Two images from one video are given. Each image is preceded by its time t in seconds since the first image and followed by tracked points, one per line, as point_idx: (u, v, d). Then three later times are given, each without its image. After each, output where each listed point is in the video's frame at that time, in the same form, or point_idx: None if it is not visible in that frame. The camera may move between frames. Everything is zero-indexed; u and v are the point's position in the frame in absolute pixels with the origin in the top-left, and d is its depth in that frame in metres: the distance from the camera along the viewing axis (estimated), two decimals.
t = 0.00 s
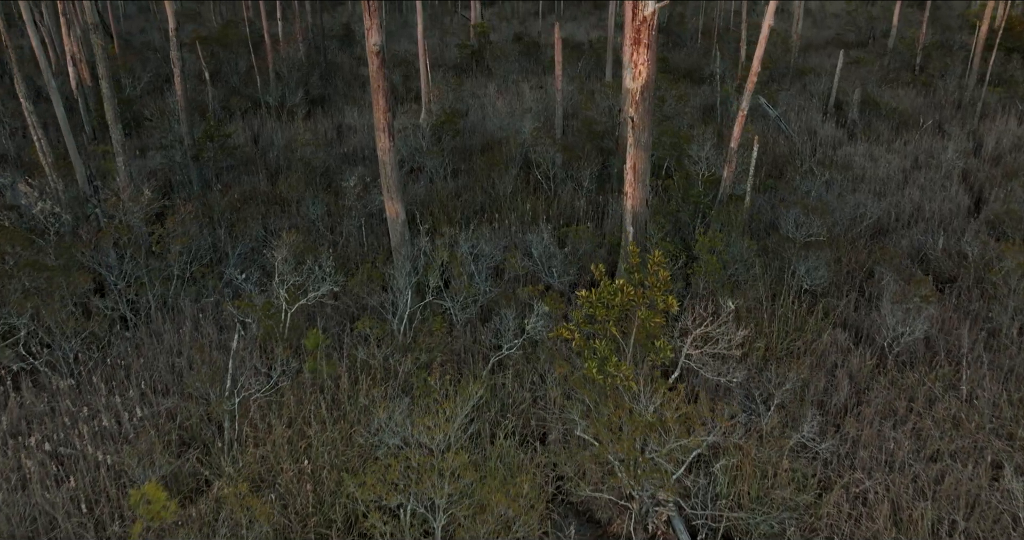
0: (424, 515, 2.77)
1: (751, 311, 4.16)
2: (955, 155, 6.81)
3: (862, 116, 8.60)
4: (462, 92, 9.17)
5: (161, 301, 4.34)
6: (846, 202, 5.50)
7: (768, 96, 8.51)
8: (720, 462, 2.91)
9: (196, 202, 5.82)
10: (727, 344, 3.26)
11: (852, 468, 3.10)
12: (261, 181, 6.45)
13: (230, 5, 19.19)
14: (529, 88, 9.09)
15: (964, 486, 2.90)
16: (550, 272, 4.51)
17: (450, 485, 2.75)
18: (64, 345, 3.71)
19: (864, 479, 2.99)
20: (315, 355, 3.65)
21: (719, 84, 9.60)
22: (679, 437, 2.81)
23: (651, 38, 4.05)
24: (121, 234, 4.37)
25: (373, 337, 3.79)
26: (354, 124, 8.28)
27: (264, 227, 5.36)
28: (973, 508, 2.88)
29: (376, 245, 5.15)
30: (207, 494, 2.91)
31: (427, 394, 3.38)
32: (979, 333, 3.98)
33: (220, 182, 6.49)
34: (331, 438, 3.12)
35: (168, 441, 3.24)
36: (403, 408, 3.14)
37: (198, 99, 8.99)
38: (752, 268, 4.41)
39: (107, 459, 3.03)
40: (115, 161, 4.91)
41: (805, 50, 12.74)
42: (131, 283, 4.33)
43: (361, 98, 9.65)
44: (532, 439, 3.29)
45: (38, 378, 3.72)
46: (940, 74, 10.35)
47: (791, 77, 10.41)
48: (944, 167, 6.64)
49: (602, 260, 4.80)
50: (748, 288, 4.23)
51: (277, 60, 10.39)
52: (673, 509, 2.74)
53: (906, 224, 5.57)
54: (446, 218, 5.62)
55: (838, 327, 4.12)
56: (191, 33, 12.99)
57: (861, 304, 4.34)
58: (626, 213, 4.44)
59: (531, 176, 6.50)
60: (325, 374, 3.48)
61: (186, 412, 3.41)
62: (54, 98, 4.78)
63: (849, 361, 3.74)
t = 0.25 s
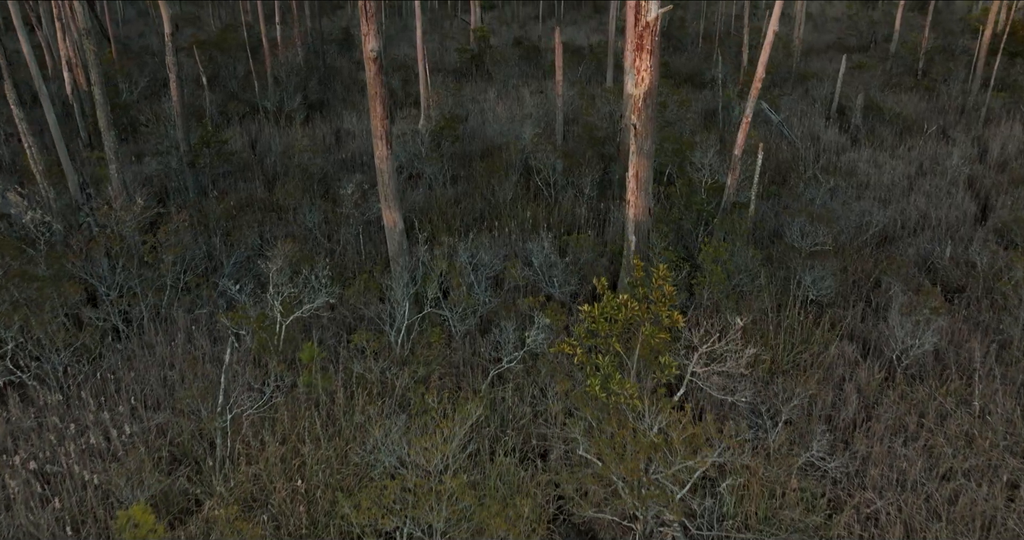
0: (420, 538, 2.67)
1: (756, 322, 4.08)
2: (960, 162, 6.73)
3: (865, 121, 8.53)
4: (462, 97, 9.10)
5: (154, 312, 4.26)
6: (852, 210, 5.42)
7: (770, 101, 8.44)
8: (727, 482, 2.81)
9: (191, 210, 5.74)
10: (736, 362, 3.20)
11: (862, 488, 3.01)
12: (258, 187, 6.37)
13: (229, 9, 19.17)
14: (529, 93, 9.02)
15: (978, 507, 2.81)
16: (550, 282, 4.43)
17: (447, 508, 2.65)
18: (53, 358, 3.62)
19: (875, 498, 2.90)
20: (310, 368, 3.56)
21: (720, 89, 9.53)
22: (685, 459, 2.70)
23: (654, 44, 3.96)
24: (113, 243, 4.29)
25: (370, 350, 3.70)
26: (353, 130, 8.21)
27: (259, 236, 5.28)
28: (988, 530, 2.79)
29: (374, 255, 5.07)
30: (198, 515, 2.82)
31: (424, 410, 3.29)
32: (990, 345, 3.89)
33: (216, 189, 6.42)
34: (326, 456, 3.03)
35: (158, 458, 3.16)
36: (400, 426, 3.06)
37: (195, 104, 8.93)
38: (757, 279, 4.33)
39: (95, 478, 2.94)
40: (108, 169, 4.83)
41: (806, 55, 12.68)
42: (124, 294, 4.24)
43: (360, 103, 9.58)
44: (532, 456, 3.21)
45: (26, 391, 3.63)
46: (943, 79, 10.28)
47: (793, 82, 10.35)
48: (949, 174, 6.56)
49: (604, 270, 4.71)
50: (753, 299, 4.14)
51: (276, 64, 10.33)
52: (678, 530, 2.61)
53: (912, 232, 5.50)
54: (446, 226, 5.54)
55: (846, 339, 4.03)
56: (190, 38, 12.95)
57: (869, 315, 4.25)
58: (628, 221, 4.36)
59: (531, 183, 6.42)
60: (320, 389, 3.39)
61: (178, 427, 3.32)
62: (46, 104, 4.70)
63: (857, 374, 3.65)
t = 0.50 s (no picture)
0: None
1: (762, 333, 3.99)
2: (966, 168, 6.65)
3: (868, 126, 8.45)
4: (461, 102, 9.03)
5: (146, 323, 4.15)
6: (857, 217, 5.34)
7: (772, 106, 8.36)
8: (733, 501, 2.71)
9: (186, 218, 5.65)
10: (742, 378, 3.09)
11: (873, 508, 2.92)
12: (254, 194, 6.29)
13: (228, 13, 19.12)
14: (529, 98, 8.95)
15: (995, 529, 2.72)
16: (551, 292, 4.35)
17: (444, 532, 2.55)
18: (41, 371, 3.51)
19: (887, 519, 2.81)
20: (305, 382, 3.47)
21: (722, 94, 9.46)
22: (691, 481, 2.61)
23: (657, 50, 3.88)
24: (104, 253, 4.19)
25: (366, 364, 3.61)
26: (351, 135, 8.14)
27: (255, 245, 5.19)
28: None
29: (372, 264, 4.99)
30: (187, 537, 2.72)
31: (421, 427, 3.20)
32: (1002, 358, 3.80)
33: (212, 195, 6.34)
34: (320, 475, 2.93)
35: (148, 476, 3.06)
36: (396, 445, 2.97)
37: (192, 109, 8.86)
38: (762, 289, 4.24)
39: (81, 499, 2.84)
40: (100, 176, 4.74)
41: (808, 59, 12.62)
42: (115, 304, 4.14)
43: (359, 108, 9.50)
44: (533, 474, 3.11)
45: (13, 406, 3.53)
46: (946, 84, 10.21)
47: (795, 86, 10.27)
48: (955, 180, 6.48)
49: (606, 279, 4.63)
50: (758, 310, 4.06)
51: (274, 69, 10.26)
52: None
53: (918, 240, 5.41)
54: (444, 234, 5.46)
55: (853, 351, 3.94)
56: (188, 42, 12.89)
57: (876, 326, 4.16)
58: (631, 231, 4.27)
59: (532, 189, 6.34)
60: (314, 404, 3.29)
61: (168, 444, 3.21)
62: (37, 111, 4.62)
63: (865, 388, 3.56)
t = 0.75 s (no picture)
0: None
1: (767, 345, 3.91)
2: (971, 174, 6.56)
3: (872, 131, 8.37)
4: (461, 107, 8.95)
5: (138, 334, 4.06)
6: (862, 225, 5.25)
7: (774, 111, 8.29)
8: (740, 525, 2.62)
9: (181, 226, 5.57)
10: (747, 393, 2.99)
11: (884, 529, 2.83)
12: (250, 201, 6.21)
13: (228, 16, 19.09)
14: (529, 103, 8.87)
15: None
16: (551, 303, 4.27)
17: None
18: (28, 386, 3.42)
19: None
20: (299, 397, 3.38)
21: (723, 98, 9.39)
22: (698, 505, 2.51)
23: (660, 55, 3.80)
24: (94, 263, 4.10)
25: (361, 379, 3.51)
26: (350, 140, 8.06)
27: (250, 253, 5.11)
28: None
29: (369, 273, 4.92)
30: None
31: (418, 445, 3.10)
32: (1014, 371, 3.70)
33: (208, 202, 6.25)
34: (313, 495, 2.84)
35: (136, 496, 2.97)
36: (391, 465, 2.87)
37: (189, 113, 8.79)
38: (767, 300, 4.16)
39: (65, 520, 2.75)
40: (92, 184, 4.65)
41: (809, 63, 12.56)
42: (106, 315, 4.05)
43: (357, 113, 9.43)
44: (533, 493, 3.02)
45: None
46: (949, 88, 10.14)
47: (797, 91, 10.20)
48: (960, 187, 6.39)
49: (607, 289, 4.54)
50: (763, 321, 3.97)
51: (272, 73, 10.19)
52: None
53: (924, 248, 5.33)
54: (443, 241, 5.38)
55: (861, 364, 3.85)
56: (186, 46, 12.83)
57: (883, 337, 4.07)
58: (633, 240, 4.19)
59: (532, 196, 6.26)
60: (308, 420, 3.19)
61: (158, 460, 3.12)
62: (27, 117, 4.53)
63: (874, 402, 3.47)
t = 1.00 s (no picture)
0: None
1: (772, 357, 3.82)
2: (977, 180, 6.48)
3: (875, 136, 8.30)
4: (460, 112, 8.88)
5: (129, 345, 3.98)
6: (868, 233, 5.17)
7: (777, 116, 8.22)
8: None
9: (175, 234, 5.49)
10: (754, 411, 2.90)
11: None
12: (246, 207, 6.13)
13: (227, 20, 19.05)
14: (529, 107, 8.81)
15: None
16: (552, 314, 4.19)
17: None
18: (13, 400, 3.33)
19: None
20: (292, 413, 3.29)
21: (725, 102, 9.31)
22: (704, 531, 2.41)
23: (662, 61, 3.71)
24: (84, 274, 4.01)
25: (356, 393, 3.42)
26: (348, 145, 7.99)
27: (244, 262, 5.02)
28: None
29: (367, 282, 4.84)
30: None
31: (414, 463, 3.01)
32: None
33: (203, 208, 6.17)
34: (305, 516, 2.74)
35: (123, 516, 2.87)
36: (386, 486, 2.77)
37: (186, 118, 8.72)
38: (772, 311, 4.07)
39: None
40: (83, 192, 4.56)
41: (811, 67, 12.50)
42: (96, 327, 3.96)
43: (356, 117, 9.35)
44: (533, 512, 2.93)
45: None
46: (952, 93, 10.06)
47: (799, 95, 10.12)
48: (966, 193, 6.30)
49: (609, 298, 4.46)
50: (769, 333, 3.89)
51: (271, 77, 10.13)
52: None
53: (931, 256, 5.24)
54: (441, 249, 5.30)
55: (869, 377, 3.76)
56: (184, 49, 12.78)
57: (891, 349, 3.98)
58: (635, 249, 4.10)
59: (532, 203, 6.18)
60: (301, 437, 3.10)
61: (146, 479, 3.02)
62: (17, 125, 4.44)
63: (883, 417, 3.38)
